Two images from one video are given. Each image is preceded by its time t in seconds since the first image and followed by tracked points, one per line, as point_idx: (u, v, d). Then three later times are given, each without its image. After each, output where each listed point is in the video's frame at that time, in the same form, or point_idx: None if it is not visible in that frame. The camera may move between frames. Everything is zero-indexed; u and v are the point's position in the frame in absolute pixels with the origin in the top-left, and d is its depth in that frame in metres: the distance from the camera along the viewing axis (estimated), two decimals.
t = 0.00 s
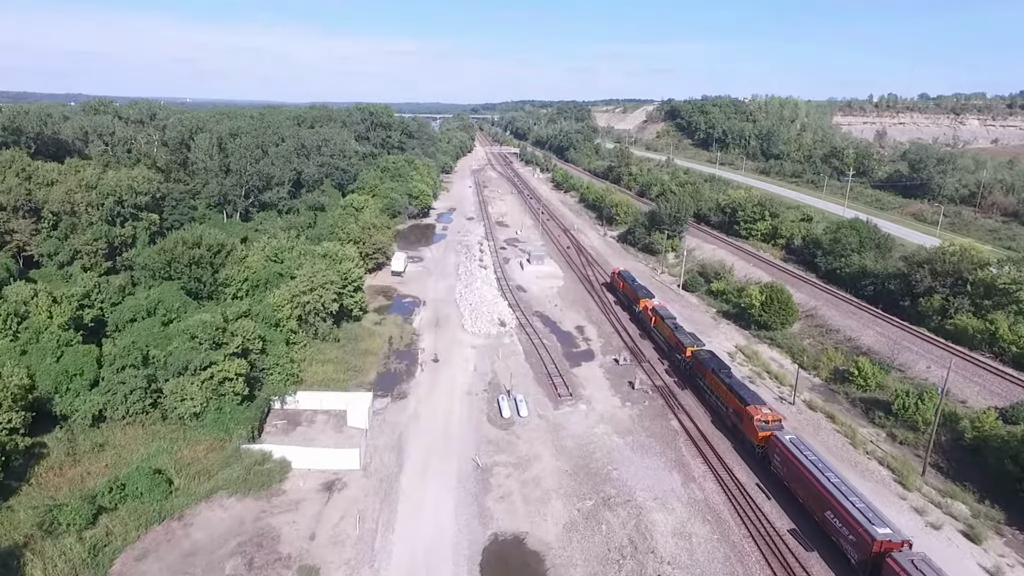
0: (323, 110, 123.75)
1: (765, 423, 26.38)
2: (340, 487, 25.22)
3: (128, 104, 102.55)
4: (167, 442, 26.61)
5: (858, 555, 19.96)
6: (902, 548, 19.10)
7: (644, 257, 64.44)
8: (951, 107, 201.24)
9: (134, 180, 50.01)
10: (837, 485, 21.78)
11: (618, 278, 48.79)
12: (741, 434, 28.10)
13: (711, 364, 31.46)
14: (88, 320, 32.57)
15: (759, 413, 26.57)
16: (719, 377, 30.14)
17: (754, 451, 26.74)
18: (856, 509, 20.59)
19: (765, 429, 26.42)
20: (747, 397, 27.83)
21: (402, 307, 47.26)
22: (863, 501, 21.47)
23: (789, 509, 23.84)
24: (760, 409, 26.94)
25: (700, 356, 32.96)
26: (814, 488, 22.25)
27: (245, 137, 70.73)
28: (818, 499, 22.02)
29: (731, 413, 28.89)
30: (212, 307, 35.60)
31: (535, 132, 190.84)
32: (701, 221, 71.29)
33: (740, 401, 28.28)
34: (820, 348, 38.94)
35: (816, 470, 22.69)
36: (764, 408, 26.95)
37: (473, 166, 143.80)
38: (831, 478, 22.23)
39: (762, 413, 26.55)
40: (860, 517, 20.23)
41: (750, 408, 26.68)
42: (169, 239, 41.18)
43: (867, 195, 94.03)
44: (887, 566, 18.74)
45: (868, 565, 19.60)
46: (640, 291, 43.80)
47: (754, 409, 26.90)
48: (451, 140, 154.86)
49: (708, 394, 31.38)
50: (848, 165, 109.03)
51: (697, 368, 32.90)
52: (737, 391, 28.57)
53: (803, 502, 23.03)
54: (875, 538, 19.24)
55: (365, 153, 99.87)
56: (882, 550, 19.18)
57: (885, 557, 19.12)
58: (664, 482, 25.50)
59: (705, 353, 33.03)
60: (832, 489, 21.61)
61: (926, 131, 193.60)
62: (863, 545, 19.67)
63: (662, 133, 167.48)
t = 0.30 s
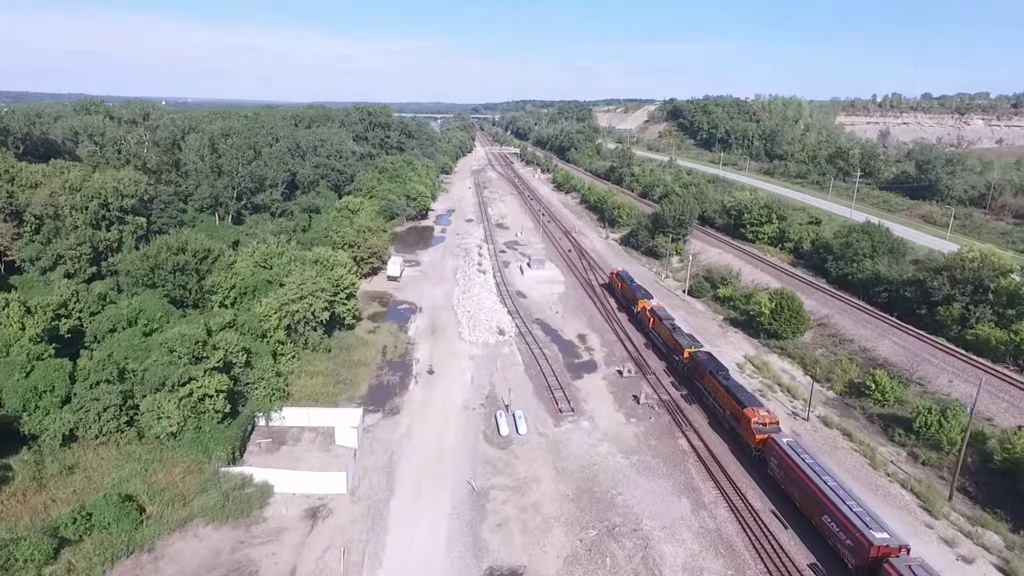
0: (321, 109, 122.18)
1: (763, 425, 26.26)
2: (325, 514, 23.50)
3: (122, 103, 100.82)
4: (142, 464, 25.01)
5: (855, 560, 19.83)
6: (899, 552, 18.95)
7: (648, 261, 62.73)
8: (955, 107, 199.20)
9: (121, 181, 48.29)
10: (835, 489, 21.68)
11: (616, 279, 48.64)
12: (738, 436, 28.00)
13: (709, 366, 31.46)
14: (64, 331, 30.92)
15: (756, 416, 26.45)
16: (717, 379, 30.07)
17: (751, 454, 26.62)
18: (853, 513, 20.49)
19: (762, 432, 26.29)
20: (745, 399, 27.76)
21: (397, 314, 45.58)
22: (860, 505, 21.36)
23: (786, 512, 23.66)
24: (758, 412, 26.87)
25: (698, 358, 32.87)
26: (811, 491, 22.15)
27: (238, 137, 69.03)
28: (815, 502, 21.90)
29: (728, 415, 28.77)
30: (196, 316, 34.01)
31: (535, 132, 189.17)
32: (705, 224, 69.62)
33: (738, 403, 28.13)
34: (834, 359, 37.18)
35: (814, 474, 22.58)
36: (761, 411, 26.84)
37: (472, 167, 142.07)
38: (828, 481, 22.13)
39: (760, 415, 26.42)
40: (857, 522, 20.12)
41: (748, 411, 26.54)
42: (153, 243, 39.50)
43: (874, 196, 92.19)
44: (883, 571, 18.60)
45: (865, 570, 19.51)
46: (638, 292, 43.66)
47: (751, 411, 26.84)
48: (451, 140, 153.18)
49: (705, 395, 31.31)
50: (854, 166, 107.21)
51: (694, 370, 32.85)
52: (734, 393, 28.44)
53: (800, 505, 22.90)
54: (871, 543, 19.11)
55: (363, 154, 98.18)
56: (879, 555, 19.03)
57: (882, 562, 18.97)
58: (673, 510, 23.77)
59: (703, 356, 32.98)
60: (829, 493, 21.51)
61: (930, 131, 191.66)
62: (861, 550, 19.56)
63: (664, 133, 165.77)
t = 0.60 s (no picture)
0: (319, 109, 120.43)
1: (760, 427, 25.90)
2: (309, 545, 21.83)
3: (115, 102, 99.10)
4: (113, 489, 23.35)
5: (852, 565, 19.64)
6: (896, 558, 18.75)
7: (651, 264, 61.00)
8: (960, 107, 197.11)
9: (106, 182, 46.59)
10: (832, 493, 21.46)
11: (614, 280, 48.08)
12: (734, 438, 27.70)
13: (706, 368, 31.14)
14: (37, 343, 29.19)
15: (753, 418, 26.06)
16: (714, 381, 29.73)
17: (749, 457, 26.34)
18: (850, 518, 20.29)
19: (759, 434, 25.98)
20: (741, 401, 27.42)
21: (392, 322, 43.90)
22: (858, 510, 21.17)
23: (784, 518, 23.37)
24: (755, 414, 26.52)
25: (695, 359, 32.51)
26: (808, 495, 21.91)
27: (231, 138, 67.37)
28: (812, 507, 21.70)
29: (725, 417, 28.43)
30: (178, 326, 32.37)
31: (536, 132, 187.35)
32: (710, 226, 67.90)
33: (734, 405, 27.81)
34: (849, 371, 35.43)
35: (811, 478, 22.37)
36: (758, 413, 26.49)
37: (473, 167, 140.24)
38: (825, 485, 21.88)
39: (757, 418, 26.08)
40: (855, 526, 19.89)
41: (744, 413, 26.20)
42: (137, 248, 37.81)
43: (881, 198, 90.37)
44: None
45: (863, 575, 19.30)
46: (636, 292, 43.24)
47: (748, 414, 26.44)
48: (451, 140, 151.37)
49: (702, 397, 30.99)
50: (860, 167, 105.33)
51: (691, 371, 32.54)
52: (731, 395, 28.12)
53: (797, 509, 22.68)
54: (869, 548, 18.91)
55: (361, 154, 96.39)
56: (876, 560, 18.80)
57: (879, 568, 18.74)
58: (684, 542, 22.09)
59: (700, 357, 32.64)
60: (826, 497, 21.30)
61: (934, 131, 189.66)
62: (858, 555, 19.37)
63: (666, 133, 163.98)
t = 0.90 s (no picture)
0: (317, 109, 118.71)
1: (758, 430, 25.72)
2: None
3: (109, 101, 97.31)
4: (81, 519, 21.65)
5: (849, 570, 19.32)
6: (894, 564, 18.40)
7: (655, 269, 59.25)
8: (965, 107, 195.09)
9: (91, 185, 44.87)
10: (830, 497, 21.18)
11: (614, 281, 47.73)
12: (733, 441, 27.51)
13: (704, 370, 30.88)
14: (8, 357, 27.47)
15: (751, 421, 25.85)
16: (712, 384, 29.48)
17: (747, 461, 26.11)
18: (847, 523, 19.95)
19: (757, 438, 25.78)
20: (740, 404, 27.24)
21: (387, 330, 42.16)
22: (856, 515, 20.83)
23: (783, 524, 23.00)
24: (753, 418, 26.29)
25: (693, 361, 32.34)
26: (805, 499, 21.64)
27: (224, 138, 65.68)
28: (810, 511, 21.39)
29: (724, 420, 28.24)
30: (160, 338, 30.70)
31: (538, 132, 185.64)
32: (715, 230, 66.19)
33: (733, 408, 27.64)
34: (865, 385, 33.68)
35: (809, 482, 22.07)
36: (756, 417, 26.28)
37: (473, 168, 138.51)
38: (822, 489, 21.61)
39: (755, 421, 25.88)
40: (852, 532, 19.57)
41: (742, 416, 26.00)
42: (119, 254, 36.07)
43: (889, 200, 88.51)
44: None
45: None
46: (635, 293, 43.16)
47: (746, 417, 26.23)
48: (451, 140, 149.79)
49: (701, 400, 30.83)
50: (867, 168, 103.52)
51: (690, 373, 32.32)
52: (729, 397, 27.97)
53: (795, 514, 22.38)
54: (865, 554, 18.56)
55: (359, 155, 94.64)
56: (873, 566, 18.46)
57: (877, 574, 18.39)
58: None
59: (698, 359, 32.39)
60: (824, 502, 20.97)
61: (939, 132, 187.76)
62: (855, 561, 19.04)
63: (669, 133, 162.22)
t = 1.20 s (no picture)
0: (315, 109, 116.98)
1: (755, 434, 25.40)
2: None
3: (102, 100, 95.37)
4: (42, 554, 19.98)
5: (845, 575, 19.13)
6: (891, 571, 18.17)
7: (659, 274, 57.53)
8: (970, 107, 193.08)
9: (74, 187, 43.06)
10: (826, 502, 20.95)
11: (612, 281, 47.36)
12: (729, 443, 27.18)
13: (701, 372, 30.40)
14: None
15: (748, 425, 25.51)
16: (710, 386, 29.02)
17: (744, 464, 25.83)
18: (844, 528, 19.72)
19: (754, 441, 25.48)
20: (737, 406, 26.86)
21: (381, 340, 40.48)
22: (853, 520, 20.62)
23: (779, 527, 22.82)
24: (750, 420, 25.93)
25: (691, 364, 31.95)
26: (802, 504, 21.39)
27: (216, 138, 63.95)
28: (806, 516, 21.17)
29: (721, 423, 27.83)
30: (137, 352, 28.94)
31: (539, 133, 183.90)
32: (721, 233, 64.45)
33: (730, 410, 27.26)
34: (882, 401, 31.97)
35: (805, 486, 21.84)
36: (753, 420, 25.92)
37: (473, 168, 136.79)
38: (819, 494, 21.38)
39: (752, 424, 25.54)
40: (848, 537, 19.34)
41: (739, 419, 25.64)
42: (98, 260, 34.25)
43: (897, 202, 86.68)
44: None
45: None
46: (633, 294, 42.84)
47: (743, 419, 25.87)
48: (451, 141, 148.14)
49: (698, 402, 30.47)
50: (873, 170, 101.75)
51: (688, 375, 31.92)
52: (726, 400, 27.58)
53: (791, 517, 22.20)
54: (863, 561, 18.32)
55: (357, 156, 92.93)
56: (871, 573, 18.21)
57: None
58: None
59: (696, 361, 31.95)
60: (821, 506, 20.75)
61: (943, 133, 185.88)
62: (852, 567, 18.82)
63: (671, 134, 160.44)
